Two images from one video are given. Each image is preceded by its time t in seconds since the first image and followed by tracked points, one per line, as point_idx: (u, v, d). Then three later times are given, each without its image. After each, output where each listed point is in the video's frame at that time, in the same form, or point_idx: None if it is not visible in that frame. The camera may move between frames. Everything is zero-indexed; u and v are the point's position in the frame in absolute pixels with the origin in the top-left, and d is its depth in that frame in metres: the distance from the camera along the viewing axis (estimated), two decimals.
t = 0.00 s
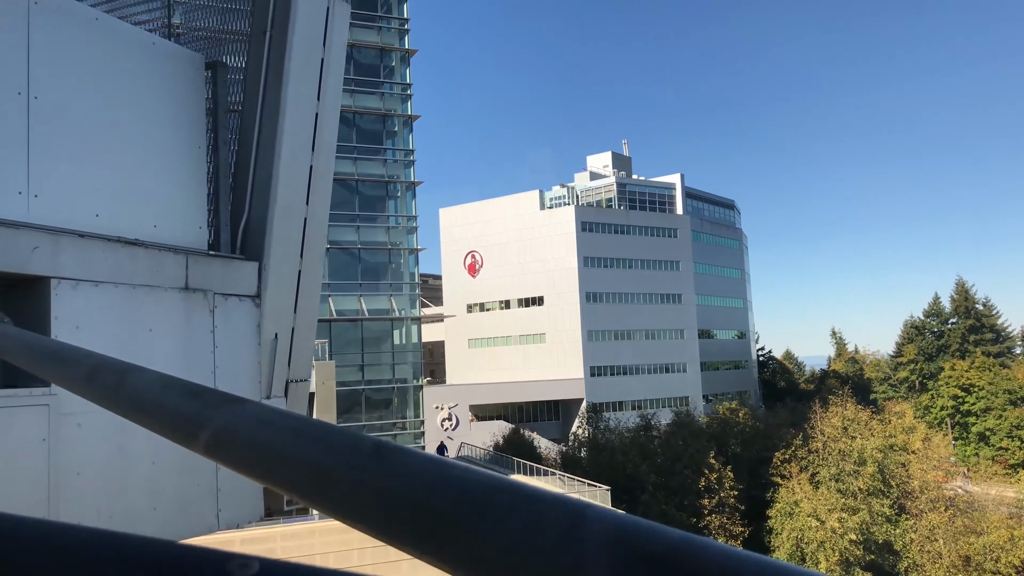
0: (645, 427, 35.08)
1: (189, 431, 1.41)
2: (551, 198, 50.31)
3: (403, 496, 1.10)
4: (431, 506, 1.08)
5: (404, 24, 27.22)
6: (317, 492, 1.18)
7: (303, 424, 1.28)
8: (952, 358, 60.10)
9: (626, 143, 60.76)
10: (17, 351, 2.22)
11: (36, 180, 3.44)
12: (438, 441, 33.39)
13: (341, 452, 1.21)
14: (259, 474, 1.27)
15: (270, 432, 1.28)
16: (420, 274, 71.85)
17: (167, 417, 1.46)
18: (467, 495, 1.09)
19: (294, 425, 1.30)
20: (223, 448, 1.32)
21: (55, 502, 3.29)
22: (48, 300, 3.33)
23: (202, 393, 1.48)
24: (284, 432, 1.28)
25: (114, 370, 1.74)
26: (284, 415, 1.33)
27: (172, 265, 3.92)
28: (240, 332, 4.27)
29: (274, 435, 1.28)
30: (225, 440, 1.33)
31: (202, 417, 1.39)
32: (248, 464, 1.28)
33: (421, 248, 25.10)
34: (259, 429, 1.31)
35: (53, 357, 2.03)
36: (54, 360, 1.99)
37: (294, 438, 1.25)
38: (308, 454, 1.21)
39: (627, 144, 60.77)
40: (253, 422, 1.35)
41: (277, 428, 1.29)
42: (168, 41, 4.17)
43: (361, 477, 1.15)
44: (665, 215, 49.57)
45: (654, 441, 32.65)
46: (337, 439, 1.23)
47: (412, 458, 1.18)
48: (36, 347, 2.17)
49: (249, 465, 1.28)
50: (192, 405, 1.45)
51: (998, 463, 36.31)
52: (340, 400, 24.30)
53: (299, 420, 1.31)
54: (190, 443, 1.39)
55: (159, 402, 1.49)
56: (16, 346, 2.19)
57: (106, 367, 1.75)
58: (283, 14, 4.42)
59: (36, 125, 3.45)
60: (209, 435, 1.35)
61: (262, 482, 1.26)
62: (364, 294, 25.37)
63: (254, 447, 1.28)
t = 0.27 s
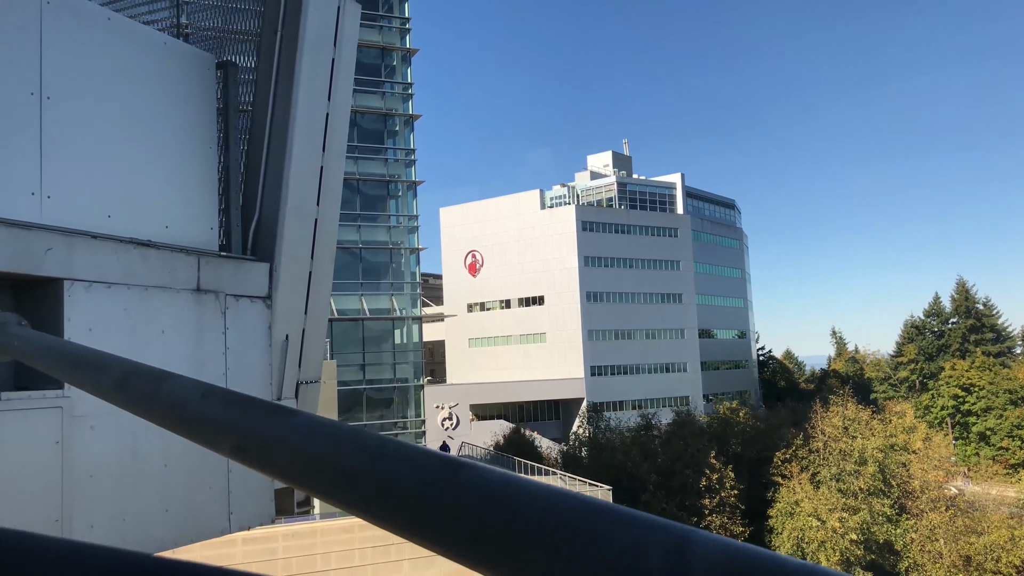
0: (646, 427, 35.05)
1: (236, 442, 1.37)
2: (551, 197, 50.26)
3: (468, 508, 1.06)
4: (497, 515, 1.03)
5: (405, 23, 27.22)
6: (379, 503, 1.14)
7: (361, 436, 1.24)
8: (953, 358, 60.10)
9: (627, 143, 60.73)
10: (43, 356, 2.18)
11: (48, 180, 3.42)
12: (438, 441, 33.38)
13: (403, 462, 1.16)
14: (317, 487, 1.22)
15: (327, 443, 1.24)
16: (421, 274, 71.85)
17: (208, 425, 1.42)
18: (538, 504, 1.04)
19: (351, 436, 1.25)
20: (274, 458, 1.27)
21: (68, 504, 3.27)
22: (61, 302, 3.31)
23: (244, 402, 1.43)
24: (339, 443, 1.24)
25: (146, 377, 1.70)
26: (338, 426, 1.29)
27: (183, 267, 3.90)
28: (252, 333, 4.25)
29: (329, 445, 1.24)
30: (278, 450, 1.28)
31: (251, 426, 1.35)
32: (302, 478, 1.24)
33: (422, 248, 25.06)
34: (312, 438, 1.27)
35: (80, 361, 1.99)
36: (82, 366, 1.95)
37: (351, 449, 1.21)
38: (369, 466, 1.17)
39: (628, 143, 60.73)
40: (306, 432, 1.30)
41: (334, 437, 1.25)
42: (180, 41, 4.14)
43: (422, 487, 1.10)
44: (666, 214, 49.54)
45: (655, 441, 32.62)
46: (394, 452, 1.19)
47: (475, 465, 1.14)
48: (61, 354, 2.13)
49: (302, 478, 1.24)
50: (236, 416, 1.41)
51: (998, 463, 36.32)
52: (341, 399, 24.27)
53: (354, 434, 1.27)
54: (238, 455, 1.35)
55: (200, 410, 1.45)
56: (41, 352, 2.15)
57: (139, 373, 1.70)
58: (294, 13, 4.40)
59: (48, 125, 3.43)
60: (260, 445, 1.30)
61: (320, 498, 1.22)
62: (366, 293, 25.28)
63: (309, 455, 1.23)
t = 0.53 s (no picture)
0: (647, 426, 35.01)
1: (291, 454, 1.36)
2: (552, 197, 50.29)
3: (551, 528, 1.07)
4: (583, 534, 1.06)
5: (406, 22, 27.30)
6: (456, 524, 1.15)
7: (429, 453, 1.25)
8: (954, 357, 60.07)
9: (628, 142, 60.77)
10: (68, 361, 2.16)
11: (62, 184, 3.41)
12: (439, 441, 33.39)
13: (476, 481, 1.17)
14: (386, 502, 1.23)
15: (396, 459, 1.24)
16: (422, 273, 71.84)
17: (263, 436, 1.41)
18: (619, 524, 1.06)
19: (418, 453, 1.26)
20: (339, 473, 1.28)
21: (84, 507, 3.26)
22: (76, 304, 3.29)
23: (298, 412, 1.43)
24: (408, 461, 1.25)
25: (182, 386, 1.68)
26: (405, 442, 1.30)
27: (197, 268, 3.88)
28: (264, 336, 4.24)
29: (400, 462, 1.24)
30: (340, 467, 1.28)
31: (309, 441, 1.35)
32: (369, 492, 1.25)
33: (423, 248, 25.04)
34: (378, 453, 1.27)
35: (110, 367, 1.97)
36: (113, 372, 1.93)
37: (423, 466, 1.22)
38: (444, 484, 1.18)
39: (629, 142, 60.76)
40: (371, 447, 1.30)
41: (405, 455, 1.26)
42: (192, 43, 4.12)
43: (502, 504, 1.11)
44: (666, 213, 49.49)
45: (656, 440, 32.58)
46: (471, 468, 1.21)
47: (551, 486, 1.16)
48: (89, 359, 2.11)
49: (370, 495, 1.24)
50: (291, 427, 1.40)
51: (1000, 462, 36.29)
52: (342, 399, 24.04)
53: (423, 451, 1.28)
54: (297, 469, 1.35)
55: (251, 421, 1.44)
56: (68, 356, 2.14)
57: (176, 381, 1.69)
58: (306, 13, 4.38)
59: (63, 127, 3.43)
60: (324, 459, 1.30)
61: (390, 513, 1.23)
62: (367, 292, 25.19)
63: (377, 472, 1.24)
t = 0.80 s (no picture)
0: (648, 426, 35.02)
1: (338, 463, 1.35)
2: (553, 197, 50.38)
3: (607, 533, 1.03)
4: (642, 538, 1.01)
5: (408, 22, 27.56)
6: (506, 532, 1.11)
7: (475, 458, 1.22)
8: (954, 358, 60.11)
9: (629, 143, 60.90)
10: (99, 368, 2.16)
11: (78, 187, 3.41)
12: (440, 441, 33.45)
13: (529, 486, 1.14)
14: (434, 511, 1.20)
15: (447, 468, 1.22)
16: (422, 273, 71.94)
17: (308, 445, 1.39)
18: (680, 534, 1.01)
19: (466, 461, 1.23)
20: (387, 480, 1.25)
21: (100, 512, 3.25)
22: (92, 307, 3.28)
23: (345, 424, 1.41)
24: (454, 469, 1.21)
25: (220, 395, 1.68)
26: (454, 449, 1.28)
27: (211, 271, 3.87)
28: (278, 338, 4.23)
29: (447, 470, 1.21)
30: (389, 476, 1.26)
31: (354, 448, 1.32)
32: (419, 499, 1.22)
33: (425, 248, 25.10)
34: (429, 461, 1.24)
35: (142, 375, 1.96)
36: (144, 381, 1.91)
37: (472, 474, 1.19)
38: (493, 490, 1.14)
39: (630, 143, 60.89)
40: (419, 453, 1.28)
41: (454, 464, 1.23)
42: (206, 45, 4.11)
43: (556, 512, 1.07)
44: (667, 214, 49.55)
45: (657, 440, 32.58)
46: (523, 475, 1.16)
47: (607, 493, 1.10)
48: (117, 367, 2.09)
49: (418, 503, 1.22)
50: (336, 435, 1.38)
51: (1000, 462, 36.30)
52: (344, 399, 23.60)
53: (474, 457, 1.25)
54: (342, 478, 1.33)
55: (294, 429, 1.42)
56: (97, 362, 2.12)
57: (214, 389, 1.68)
58: (319, 15, 4.36)
59: (77, 129, 3.41)
60: (369, 469, 1.28)
61: (439, 523, 1.20)
62: (368, 292, 25.18)
63: (428, 478, 1.21)
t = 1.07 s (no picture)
0: (649, 425, 34.96)
1: (386, 469, 1.33)
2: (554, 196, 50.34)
3: (674, 539, 1.03)
4: (711, 545, 1.00)
5: (409, 21, 27.70)
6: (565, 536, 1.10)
7: (534, 466, 1.21)
8: (955, 356, 60.07)
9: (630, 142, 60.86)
10: (125, 374, 2.14)
11: (94, 189, 3.40)
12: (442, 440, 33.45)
13: (586, 494, 1.13)
14: (487, 519, 1.19)
15: (500, 476, 1.20)
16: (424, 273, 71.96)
17: (355, 452, 1.38)
18: (748, 539, 1.02)
19: (520, 468, 1.22)
20: (439, 486, 1.24)
21: (117, 513, 3.24)
22: (109, 308, 3.27)
23: (396, 429, 1.40)
24: (508, 473, 1.21)
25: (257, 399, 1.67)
26: (507, 455, 1.27)
27: (225, 272, 3.86)
28: (291, 339, 4.22)
29: (499, 477, 1.20)
30: (442, 477, 1.25)
31: (403, 455, 1.32)
32: (470, 509, 1.21)
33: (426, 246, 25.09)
34: (486, 467, 1.23)
35: (174, 378, 1.96)
36: (180, 383, 1.91)
37: (528, 482, 1.18)
38: (550, 498, 1.14)
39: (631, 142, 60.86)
40: (469, 458, 1.27)
41: (512, 471, 1.21)
42: (219, 46, 4.10)
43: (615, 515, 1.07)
44: (668, 212, 49.50)
45: (658, 439, 32.53)
46: (584, 485, 1.15)
47: (671, 500, 1.10)
48: (147, 370, 2.09)
49: (473, 512, 1.20)
50: (382, 443, 1.37)
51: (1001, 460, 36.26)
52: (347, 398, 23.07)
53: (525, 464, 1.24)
54: (393, 484, 1.32)
55: (337, 438, 1.41)
56: (126, 368, 2.11)
57: (253, 392, 1.66)
58: (331, 16, 4.35)
59: (92, 129, 3.40)
60: (421, 472, 1.27)
61: (494, 529, 1.19)
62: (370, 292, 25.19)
63: (480, 483, 1.21)
